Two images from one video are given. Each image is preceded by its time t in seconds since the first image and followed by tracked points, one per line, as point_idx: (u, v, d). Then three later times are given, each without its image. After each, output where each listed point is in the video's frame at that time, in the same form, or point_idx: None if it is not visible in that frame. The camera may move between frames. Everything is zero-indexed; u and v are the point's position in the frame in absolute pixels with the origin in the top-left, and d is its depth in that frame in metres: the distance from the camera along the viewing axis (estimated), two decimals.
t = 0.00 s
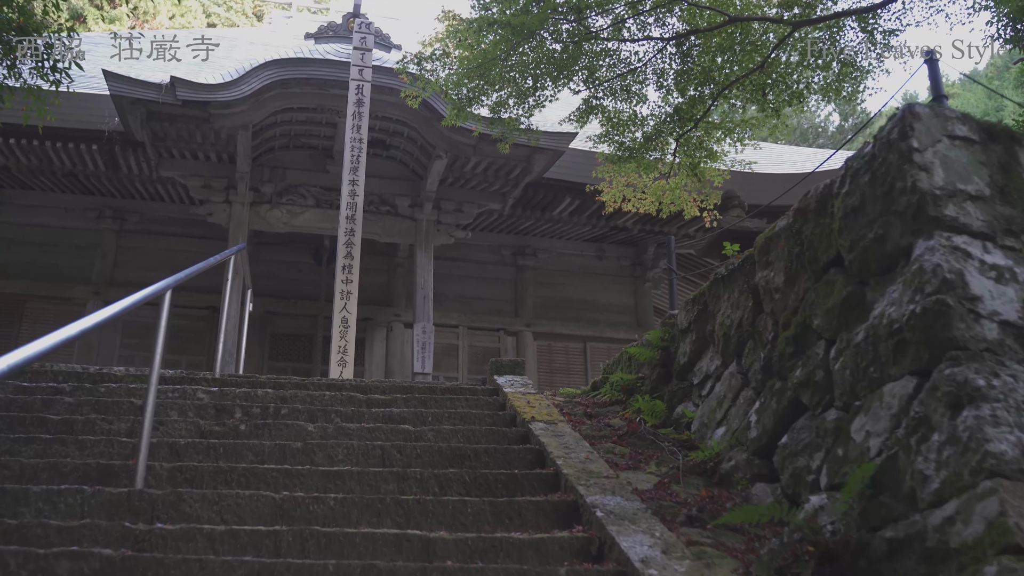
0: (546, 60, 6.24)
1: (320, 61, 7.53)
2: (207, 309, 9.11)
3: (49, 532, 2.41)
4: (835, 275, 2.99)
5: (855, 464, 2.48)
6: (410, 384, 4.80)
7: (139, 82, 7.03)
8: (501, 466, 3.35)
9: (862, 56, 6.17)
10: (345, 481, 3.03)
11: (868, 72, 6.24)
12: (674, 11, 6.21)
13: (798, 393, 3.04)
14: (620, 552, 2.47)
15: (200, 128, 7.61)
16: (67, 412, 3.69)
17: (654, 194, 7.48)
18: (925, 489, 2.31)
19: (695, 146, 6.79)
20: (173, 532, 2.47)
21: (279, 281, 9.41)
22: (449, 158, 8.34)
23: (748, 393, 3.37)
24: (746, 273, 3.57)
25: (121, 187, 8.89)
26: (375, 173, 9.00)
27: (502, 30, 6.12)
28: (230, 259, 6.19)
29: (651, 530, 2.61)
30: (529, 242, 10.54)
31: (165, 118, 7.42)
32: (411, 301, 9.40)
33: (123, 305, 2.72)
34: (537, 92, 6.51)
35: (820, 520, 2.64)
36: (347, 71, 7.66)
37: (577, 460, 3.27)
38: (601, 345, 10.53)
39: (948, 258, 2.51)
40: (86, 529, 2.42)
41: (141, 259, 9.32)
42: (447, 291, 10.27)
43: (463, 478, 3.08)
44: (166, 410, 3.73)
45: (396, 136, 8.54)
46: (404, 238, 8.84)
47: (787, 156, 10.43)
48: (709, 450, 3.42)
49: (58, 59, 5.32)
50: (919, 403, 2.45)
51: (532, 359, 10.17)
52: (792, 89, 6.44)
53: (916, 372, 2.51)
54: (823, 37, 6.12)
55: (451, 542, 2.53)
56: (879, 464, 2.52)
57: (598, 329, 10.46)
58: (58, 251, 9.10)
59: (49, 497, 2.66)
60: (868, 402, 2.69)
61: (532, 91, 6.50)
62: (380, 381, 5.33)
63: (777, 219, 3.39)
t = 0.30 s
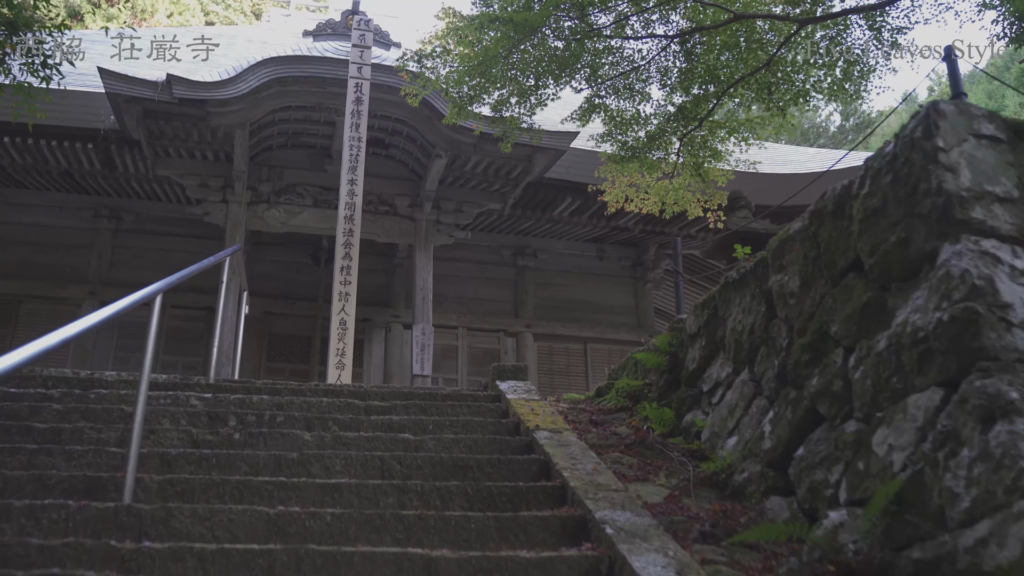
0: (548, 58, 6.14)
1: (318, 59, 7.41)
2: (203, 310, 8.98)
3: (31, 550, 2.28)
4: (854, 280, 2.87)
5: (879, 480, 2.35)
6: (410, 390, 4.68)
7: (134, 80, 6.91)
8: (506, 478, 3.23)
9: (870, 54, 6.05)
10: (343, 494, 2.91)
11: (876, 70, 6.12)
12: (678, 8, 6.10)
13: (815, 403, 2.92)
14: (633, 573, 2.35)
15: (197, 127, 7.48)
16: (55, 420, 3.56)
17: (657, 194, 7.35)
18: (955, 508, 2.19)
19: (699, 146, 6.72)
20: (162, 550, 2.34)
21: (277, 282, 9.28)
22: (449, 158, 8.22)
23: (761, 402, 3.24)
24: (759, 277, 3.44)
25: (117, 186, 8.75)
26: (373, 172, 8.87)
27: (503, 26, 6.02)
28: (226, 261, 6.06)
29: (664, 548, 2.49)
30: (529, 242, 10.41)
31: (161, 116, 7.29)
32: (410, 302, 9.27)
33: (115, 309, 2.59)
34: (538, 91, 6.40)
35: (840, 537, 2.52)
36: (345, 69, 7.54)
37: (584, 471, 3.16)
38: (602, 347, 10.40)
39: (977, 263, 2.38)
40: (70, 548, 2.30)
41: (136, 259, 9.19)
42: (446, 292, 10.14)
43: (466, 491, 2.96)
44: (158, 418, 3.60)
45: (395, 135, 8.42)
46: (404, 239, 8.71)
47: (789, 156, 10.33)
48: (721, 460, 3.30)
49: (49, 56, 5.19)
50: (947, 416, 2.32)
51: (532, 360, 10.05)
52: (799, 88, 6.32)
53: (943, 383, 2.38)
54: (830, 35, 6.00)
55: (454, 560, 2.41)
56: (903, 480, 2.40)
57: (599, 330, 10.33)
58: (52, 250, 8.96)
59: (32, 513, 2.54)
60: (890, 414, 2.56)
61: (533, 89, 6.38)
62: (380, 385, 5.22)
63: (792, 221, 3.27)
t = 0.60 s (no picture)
0: (550, 57, 6.05)
1: (316, 58, 7.30)
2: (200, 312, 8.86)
3: (17, 566, 2.17)
4: (876, 283, 2.76)
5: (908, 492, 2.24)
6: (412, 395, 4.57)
7: (130, 79, 6.79)
8: (513, 488, 3.12)
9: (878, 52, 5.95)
10: (345, 506, 2.79)
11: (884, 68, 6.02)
12: (682, 5, 6.01)
13: (836, 411, 2.81)
14: None
15: (194, 126, 7.37)
16: (46, 427, 3.45)
17: (661, 194, 7.24)
18: (990, 522, 2.08)
19: (704, 145, 6.61)
20: (155, 567, 2.23)
21: (275, 283, 9.16)
22: (449, 157, 8.10)
23: (777, 409, 3.13)
24: (774, 279, 3.33)
25: (114, 187, 8.64)
26: (373, 172, 8.75)
27: (505, 23, 5.93)
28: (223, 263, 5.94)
29: (682, 564, 2.38)
30: (529, 242, 10.30)
31: (158, 116, 7.17)
32: (410, 303, 9.15)
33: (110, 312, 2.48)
34: (541, 89, 6.30)
35: (866, 551, 2.41)
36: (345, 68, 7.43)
37: (595, 480, 3.05)
38: (603, 348, 10.30)
39: (1010, 265, 2.27)
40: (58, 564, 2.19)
41: (133, 260, 9.06)
42: (446, 293, 10.02)
43: (473, 501, 2.85)
44: (154, 425, 3.49)
45: (395, 134, 8.31)
46: (403, 239, 8.59)
47: (792, 156, 10.24)
48: (736, 469, 3.19)
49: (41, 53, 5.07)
50: (979, 425, 2.21)
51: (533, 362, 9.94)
52: (805, 86, 6.22)
53: (974, 391, 2.27)
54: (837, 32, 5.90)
55: None
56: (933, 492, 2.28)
57: (601, 332, 10.23)
58: (48, 252, 8.84)
59: (20, 526, 2.43)
60: (917, 422, 2.45)
61: (535, 88, 6.30)
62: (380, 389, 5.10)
63: (809, 221, 3.16)
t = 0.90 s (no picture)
0: (555, 55, 5.94)
1: (317, 55, 7.16)
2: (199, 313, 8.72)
3: None
4: (906, 286, 2.63)
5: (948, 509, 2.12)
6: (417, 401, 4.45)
7: (128, 76, 6.67)
8: (525, 500, 3.00)
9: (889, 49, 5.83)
10: (350, 520, 2.67)
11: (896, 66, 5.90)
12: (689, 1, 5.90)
13: (863, 420, 2.69)
14: None
15: (192, 124, 7.24)
16: (39, 435, 3.32)
17: (667, 194, 7.12)
18: None
19: (710, 145, 6.51)
20: None
21: (274, 283, 9.03)
22: (451, 157, 7.97)
23: (800, 417, 3.01)
24: (795, 282, 3.20)
25: (111, 186, 8.50)
26: (374, 171, 8.61)
27: (510, 19, 5.82)
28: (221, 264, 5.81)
29: None
30: (531, 242, 10.17)
31: (156, 114, 7.04)
32: (411, 304, 9.02)
33: (94, 323, 2.32)
34: (545, 87, 6.20)
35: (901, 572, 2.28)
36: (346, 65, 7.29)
37: (611, 492, 2.93)
38: (604, 351, 10.21)
39: None
40: None
41: (131, 260, 8.93)
42: (447, 293, 9.88)
43: (484, 515, 2.73)
44: (150, 432, 3.36)
45: (396, 133, 8.18)
46: (404, 239, 8.45)
47: (798, 155, 10.15)
48: (756, 480, 3.07)
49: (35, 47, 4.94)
50: None
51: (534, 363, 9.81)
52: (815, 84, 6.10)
53: (1017, 402, 2.14)
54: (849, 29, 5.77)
55: None
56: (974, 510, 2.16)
57: (602, 333, 10.12)
58: (45, 251, 8.70)
59: (9, 543, 2.30)
60: (953, 434, 2.32)
61: (540, 87, 6.20)
62: (382, 393, 4.97)
63: (833, 222, 3.03)
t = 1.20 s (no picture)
0: (557, 54, 5.84)
1: (316, 54, 7.04)
2: (195, 315, 8.58)
3: None
4: (933, 294, 2.51)
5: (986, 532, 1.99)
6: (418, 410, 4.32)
7: (125, 76, 6.57)
8: (533, 516, 2.88)
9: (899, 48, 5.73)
10: (350, 538, 2.54)
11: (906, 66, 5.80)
12: None
13: (888, 434, 2.57)
14: None
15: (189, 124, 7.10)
16: (26, 447, 3.19)
17: (671, 195, 7.00)
18: None
19: (716, 146, 6.41)
20: None
21: (272, 285, 8.89)
22: (452, 157, 7.84)
23: (819, 429, 2.89)
24: (813, 289, 3.08)
25: (108, 187, 8.36)
26: (373, 172, 8.47)
27: (513, 17, 5.71)
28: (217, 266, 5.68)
29: None
30: (531, 244, 10.03)
31: (152, 113, 6.91)
32: (410, 306, 8.89)
33: (88, 330, 2.13)
34: (548, 87, 6.09)
35: None
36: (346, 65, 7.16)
37: (622, 507, 2.81)
38: (606, 353, 10.09)
39: None
40: None
41: (127, 261, 8.78)
42: (447, 295, 9.75)
43: (491, 532, 2.61)
44: (142, 443, 3.23)
45: (396, 134, 8.04)
46: (404, 241, 8.31)
47: (802, 156, 10.05)
48: (774, 495, 2.94)
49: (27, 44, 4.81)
50: None
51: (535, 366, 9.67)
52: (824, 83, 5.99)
53: None
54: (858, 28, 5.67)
55: None
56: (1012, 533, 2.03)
57: (604, 335, 9.99)
58: (39, 253, 8.56)
59: None
60: (988, 451, 2.20)
61: (542, 86, 6.09)
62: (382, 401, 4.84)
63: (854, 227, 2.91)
